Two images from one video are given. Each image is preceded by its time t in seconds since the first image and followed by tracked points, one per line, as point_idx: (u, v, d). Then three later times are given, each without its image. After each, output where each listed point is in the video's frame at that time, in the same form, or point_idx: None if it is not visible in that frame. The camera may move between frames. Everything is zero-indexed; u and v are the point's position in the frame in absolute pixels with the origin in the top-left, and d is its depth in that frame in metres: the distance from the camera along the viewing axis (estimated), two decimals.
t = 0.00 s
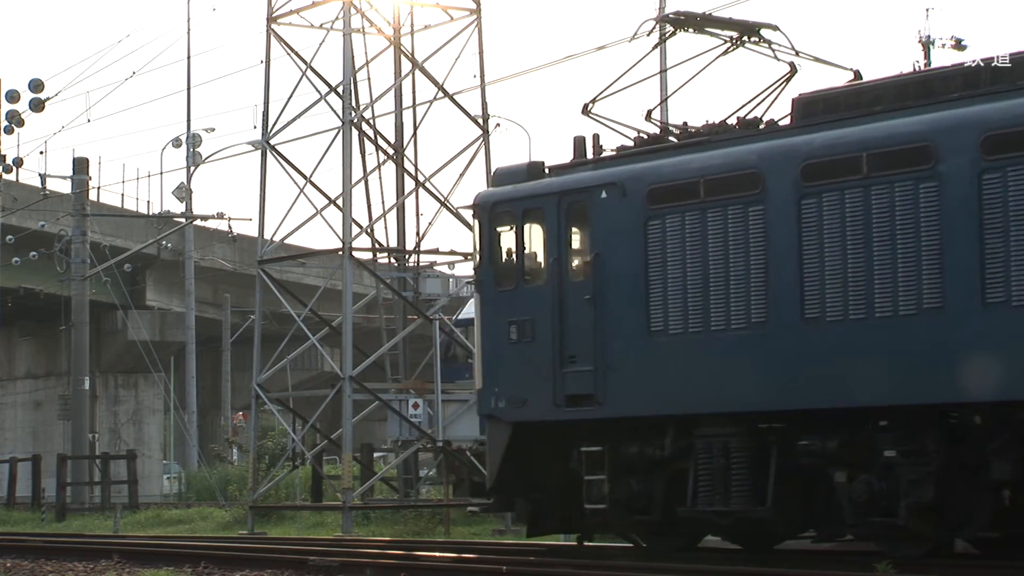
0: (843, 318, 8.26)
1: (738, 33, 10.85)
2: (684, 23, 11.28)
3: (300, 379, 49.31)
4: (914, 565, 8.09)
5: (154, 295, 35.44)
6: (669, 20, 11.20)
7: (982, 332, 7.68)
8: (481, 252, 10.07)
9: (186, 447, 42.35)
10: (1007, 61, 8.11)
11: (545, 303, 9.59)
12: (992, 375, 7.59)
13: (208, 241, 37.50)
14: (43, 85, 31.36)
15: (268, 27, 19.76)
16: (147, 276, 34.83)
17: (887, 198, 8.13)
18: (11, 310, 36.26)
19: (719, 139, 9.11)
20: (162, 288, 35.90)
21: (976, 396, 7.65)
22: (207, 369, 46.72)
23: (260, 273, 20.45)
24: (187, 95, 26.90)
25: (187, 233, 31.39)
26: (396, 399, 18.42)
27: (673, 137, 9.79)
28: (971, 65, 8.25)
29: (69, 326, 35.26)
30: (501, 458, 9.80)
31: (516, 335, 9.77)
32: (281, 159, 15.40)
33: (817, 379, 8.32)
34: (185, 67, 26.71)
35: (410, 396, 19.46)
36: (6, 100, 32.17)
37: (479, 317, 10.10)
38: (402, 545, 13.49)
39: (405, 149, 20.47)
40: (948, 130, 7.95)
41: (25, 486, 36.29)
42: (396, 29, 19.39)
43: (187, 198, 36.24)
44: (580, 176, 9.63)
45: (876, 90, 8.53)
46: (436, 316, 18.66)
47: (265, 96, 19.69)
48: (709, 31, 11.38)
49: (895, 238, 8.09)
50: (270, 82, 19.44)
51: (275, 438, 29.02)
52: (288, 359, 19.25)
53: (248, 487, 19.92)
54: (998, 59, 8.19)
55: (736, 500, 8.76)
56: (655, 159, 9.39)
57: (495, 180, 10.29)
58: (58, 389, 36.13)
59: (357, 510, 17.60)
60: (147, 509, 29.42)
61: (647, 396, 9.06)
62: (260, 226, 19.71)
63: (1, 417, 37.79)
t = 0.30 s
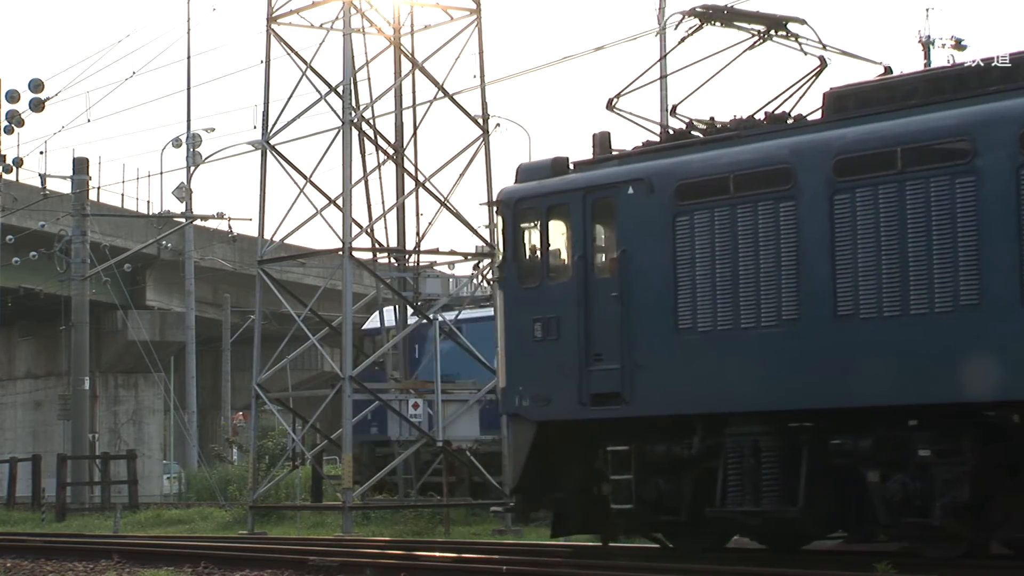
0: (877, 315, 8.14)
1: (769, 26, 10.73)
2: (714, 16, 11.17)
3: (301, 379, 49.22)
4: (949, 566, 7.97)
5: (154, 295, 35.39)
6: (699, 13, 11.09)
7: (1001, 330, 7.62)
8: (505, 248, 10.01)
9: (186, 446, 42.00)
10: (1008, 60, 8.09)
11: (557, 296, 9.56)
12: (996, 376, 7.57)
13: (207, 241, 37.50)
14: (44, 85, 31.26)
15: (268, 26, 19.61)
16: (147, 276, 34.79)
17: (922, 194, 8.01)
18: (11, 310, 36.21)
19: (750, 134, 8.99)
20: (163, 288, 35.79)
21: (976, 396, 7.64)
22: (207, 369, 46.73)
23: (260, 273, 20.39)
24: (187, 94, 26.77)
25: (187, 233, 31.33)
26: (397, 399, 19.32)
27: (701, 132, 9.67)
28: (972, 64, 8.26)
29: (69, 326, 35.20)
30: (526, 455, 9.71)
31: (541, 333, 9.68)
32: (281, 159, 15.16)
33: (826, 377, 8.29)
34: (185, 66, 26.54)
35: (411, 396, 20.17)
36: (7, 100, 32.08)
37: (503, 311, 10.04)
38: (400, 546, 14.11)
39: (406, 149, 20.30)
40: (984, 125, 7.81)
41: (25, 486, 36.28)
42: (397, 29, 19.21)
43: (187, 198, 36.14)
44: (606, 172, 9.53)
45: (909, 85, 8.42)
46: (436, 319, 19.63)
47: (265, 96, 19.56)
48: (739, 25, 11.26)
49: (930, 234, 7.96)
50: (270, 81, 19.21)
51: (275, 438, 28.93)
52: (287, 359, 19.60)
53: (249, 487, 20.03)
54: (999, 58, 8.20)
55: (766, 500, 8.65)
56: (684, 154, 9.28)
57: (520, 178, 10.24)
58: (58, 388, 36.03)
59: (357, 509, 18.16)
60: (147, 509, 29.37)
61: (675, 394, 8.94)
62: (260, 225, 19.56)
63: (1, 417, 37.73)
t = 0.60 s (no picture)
0: (921, 312, 7.98)
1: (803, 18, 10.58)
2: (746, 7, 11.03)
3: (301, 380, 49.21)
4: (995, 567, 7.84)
5: (154, 295, 35.27)
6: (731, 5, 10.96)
7: (1012, 332, 7.58)
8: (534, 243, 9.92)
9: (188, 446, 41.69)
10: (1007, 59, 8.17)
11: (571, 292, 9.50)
12: (995, 377, 7.58)
13: (207, 241, 37.36)
14: (44, 85, 31.11)
15: (268, 27, 19.49)
16: (147, 275, 34.65)
17: (967, 188, 7.86)
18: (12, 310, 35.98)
19: (790, 127, 8.86)
20: (163, 288, 35.68)
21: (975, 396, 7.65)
22: (207, 369, 46.49)
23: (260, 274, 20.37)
24: (187, 96, 26.69)
25: (187, 233, 31.25)
26: (396, 399, 19.78)
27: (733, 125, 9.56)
28: (974, 64, 8.34)
29: (70, 326, 35.24)
30: (556, 458, 9.63)
31: (572, 329, 9.56)
32: (281, 159, 15.24)
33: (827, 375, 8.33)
34: (185, 69, 26.45)
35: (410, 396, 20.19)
36: (6, 100, 31.94)
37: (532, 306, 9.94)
38: (400, 546, 14.52)
39: (406, 149, 20.18)
40: None
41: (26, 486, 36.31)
42: (396, 29, 19.12)
43: (188, 198, 36.01)
44: (638, 167, 9.41)
45: (952, 77, 8.30)
46: (435, 318, 20.31)
47: (266, 96, 19.45)
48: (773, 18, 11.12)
49: (974, 229, 7.82)
50: (269, 81, 18.97)
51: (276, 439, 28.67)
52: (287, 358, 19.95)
53: (249, 487, 20.21)
54: (998, 59, 8.29)
55: (804, 500, 8.49)
56: (720, 148, 9.16)
57: (551, 171, 10.22)
58: (57, 388, 35.95)
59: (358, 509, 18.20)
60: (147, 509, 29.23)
61: (710, 392, 8.81)
62: (259, 226, 19.13)
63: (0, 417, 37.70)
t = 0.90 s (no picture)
0: (970, 305, 9.36)
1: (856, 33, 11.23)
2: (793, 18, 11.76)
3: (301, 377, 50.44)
4: None
5: (153, 294, 38.16)
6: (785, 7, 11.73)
7: (1010, 334, 9.13)
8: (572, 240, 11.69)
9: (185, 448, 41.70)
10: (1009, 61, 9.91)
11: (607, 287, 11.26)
12: (996, 381, 9.10)
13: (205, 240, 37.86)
14: (43, 84, 30.96)
15: (268, 27, 19.84)
16: (147, 275, 37.57)
17: (1017, 179, 9.26)
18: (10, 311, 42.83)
19: (830, 120, 10.51)
20: (162, 288, 38.61)
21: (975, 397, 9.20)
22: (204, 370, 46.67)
23: (260, 273, 21.62)
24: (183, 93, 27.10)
25: (186, 234, 31.68)
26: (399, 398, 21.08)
27: (773, 118, 11.23)
28: (972, 64, 10.14)
29: (67, 323, 40.99)
30: (593, 456, 11.37)
31: (609, 326, 11.32)
32: (282, 158, 17.90)
33: (826, 378, 10.03)
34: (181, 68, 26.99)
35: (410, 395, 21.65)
36: (6, 100, 31.79)
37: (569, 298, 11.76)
38: (399, 545, 16.61)
39: (406, 149, 20.51)
40: None
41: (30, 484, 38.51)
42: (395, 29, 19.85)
43: (187, 198, 35.87)
44: (680, 160, 11.10)
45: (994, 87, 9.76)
46: (435, 319, 21.24)
47: (266, 96, 19.97)
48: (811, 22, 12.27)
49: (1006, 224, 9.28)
50: (269, 79, 19.19)
51: (275, 440, 28.40)
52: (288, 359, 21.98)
53: (248, 488, 21.63)
54: (998, 59, 10.04)
55: (851, 501, 9.97)
56: (765, 140, 10.86)
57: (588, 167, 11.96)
58: (56, 388, 42.49)
59: (357, 508, 20.06)
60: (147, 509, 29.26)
61: (749, 381, 10.42)
62: (261, 226, 20.48)
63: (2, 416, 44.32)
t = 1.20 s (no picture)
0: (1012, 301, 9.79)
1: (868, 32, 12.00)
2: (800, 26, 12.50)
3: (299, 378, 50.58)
4: None
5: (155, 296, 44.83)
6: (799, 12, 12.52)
7: None
8: (614, 235, 12.22)
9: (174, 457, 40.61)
10: (1009, 61, 10.64)
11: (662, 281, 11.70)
12: (997, 382, 9.73)
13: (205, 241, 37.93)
14: (43, 84, 30.78)
15: (269, 27, 20.13)
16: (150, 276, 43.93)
17: None
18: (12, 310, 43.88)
19: (886, 113, 10.88)
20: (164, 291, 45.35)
21: (976, 396, 9.86)
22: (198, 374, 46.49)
23: (262, 273, 22.07)
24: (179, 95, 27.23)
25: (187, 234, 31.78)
26: (398, 398, 21.31)
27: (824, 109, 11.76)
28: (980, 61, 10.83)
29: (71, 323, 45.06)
30: (638, 453, 11.98)
31: (654, 322, 11.85)
32: (284, 157, 19.18)
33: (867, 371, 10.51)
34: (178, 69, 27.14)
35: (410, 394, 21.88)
36: (6, 101, 31.59)
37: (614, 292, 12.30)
38: (399, 546, 16.42)
39: (405, 149, 21.18)
40: None
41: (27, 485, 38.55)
42: (395, 28, 20.82)
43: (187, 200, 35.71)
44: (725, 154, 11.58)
45: None
46: (435, 319, 21.50)
47: (267, 95, 20.48)
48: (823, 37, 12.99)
49: None
50: (270, 79, 20.22)
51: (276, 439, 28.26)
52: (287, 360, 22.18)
53: (248, 488, 21.64)
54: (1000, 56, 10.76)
55: (908, 502, 10.33)
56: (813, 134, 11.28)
57: (630, 158, 12.43)
58: (55, 386, 44.48)
59: (357, 509, 19.96)
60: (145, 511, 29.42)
61: (791, 377, 10.92)
62: (260, 225, 20.76)
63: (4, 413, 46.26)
